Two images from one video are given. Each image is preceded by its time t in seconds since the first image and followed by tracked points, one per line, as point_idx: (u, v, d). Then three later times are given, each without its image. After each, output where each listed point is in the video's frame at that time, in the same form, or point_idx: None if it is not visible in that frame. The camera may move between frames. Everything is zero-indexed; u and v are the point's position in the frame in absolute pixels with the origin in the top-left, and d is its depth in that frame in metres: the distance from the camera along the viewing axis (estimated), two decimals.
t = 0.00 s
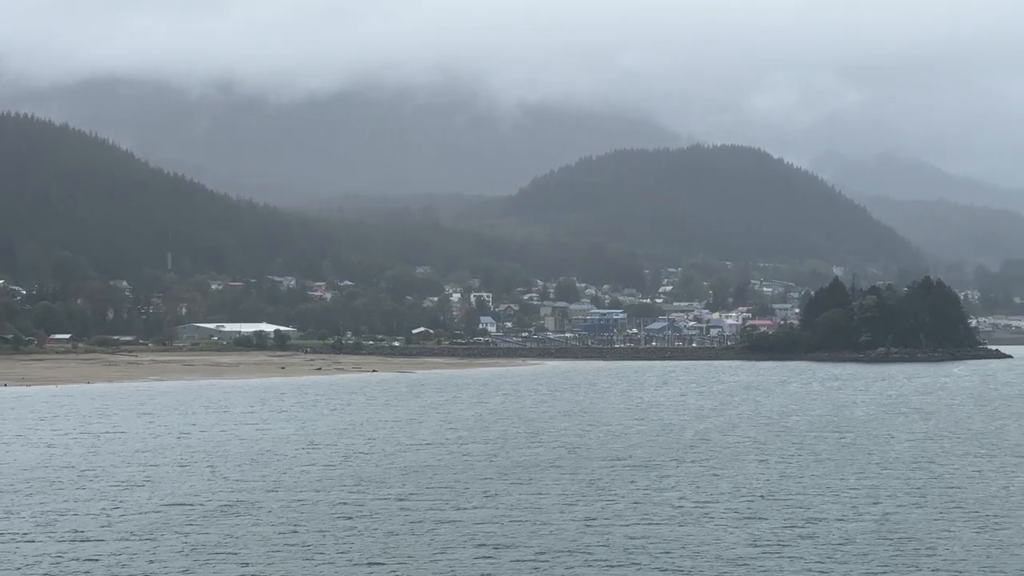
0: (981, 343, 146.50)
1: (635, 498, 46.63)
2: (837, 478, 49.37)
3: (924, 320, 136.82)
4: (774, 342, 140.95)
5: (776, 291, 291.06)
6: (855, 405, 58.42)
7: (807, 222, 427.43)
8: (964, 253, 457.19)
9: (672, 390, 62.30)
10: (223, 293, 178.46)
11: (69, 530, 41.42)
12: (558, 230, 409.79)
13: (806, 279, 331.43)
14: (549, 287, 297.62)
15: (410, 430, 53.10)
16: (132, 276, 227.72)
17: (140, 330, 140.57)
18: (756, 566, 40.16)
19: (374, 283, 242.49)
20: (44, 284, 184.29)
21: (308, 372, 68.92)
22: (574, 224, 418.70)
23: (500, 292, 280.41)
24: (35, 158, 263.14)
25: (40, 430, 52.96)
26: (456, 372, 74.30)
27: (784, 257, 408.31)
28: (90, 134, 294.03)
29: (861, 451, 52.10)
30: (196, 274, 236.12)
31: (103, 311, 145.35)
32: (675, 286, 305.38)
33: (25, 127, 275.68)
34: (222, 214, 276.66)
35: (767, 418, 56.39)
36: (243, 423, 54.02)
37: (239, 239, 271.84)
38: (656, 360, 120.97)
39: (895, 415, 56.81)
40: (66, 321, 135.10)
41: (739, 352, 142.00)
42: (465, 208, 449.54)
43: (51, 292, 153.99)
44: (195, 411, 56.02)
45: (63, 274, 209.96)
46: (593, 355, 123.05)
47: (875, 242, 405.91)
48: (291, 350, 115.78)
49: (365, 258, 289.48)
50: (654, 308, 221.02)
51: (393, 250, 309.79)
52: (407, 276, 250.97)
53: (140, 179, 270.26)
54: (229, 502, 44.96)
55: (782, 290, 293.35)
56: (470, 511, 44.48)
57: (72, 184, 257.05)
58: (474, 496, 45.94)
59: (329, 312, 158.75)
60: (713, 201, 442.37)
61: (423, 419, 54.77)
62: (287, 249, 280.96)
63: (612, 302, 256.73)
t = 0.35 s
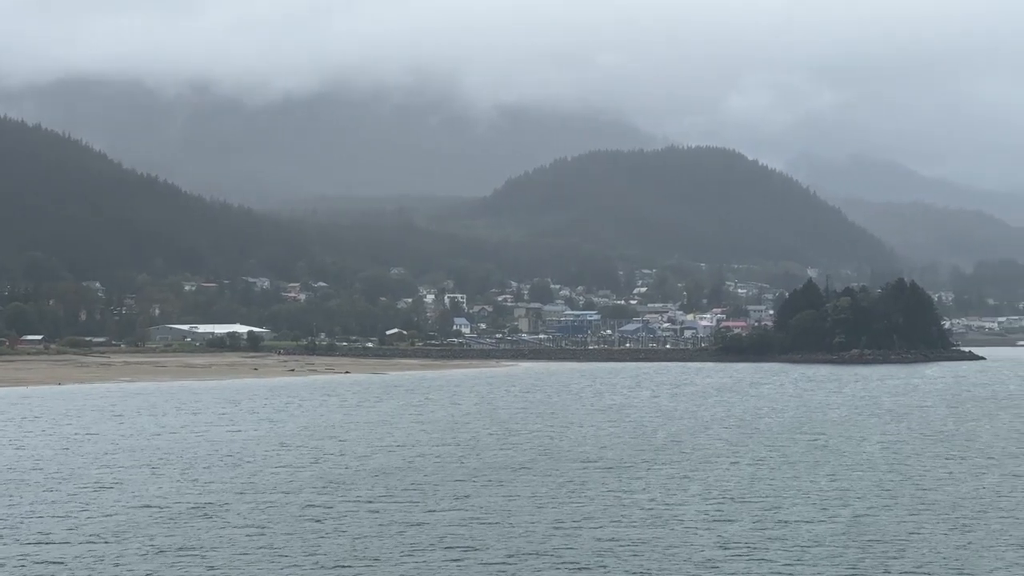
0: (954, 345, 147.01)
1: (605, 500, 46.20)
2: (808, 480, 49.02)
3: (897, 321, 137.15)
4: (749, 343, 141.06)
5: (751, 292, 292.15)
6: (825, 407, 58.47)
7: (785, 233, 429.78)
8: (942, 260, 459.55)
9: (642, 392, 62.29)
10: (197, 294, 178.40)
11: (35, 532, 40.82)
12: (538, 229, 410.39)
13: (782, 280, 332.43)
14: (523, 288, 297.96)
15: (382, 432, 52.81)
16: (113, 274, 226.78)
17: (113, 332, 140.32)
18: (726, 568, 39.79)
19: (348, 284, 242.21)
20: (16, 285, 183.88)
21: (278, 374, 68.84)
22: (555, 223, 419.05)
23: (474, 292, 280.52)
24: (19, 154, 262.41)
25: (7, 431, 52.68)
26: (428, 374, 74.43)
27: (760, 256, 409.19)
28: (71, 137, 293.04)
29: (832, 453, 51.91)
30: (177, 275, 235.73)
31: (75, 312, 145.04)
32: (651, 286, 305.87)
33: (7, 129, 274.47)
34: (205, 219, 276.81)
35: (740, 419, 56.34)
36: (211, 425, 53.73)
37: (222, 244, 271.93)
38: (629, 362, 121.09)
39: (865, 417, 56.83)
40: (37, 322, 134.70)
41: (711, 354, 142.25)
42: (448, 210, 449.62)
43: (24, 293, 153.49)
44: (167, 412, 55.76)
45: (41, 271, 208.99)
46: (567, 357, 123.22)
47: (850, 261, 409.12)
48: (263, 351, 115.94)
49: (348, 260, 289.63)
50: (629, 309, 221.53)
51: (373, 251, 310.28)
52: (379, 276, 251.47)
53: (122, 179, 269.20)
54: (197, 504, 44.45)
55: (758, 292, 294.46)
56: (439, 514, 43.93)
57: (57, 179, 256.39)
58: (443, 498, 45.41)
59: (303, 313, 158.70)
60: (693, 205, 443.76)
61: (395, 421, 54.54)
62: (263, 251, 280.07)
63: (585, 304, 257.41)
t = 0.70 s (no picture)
0: (928, 346, 147.28)
1: (577, 500, 45.64)
2: (780, 481, 48.80)
3: (871, 322, 136.90)
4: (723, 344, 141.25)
5: (726, 293, 293.15)
6: (797, 407, 58.53)
7: (759, 236, 429.80)
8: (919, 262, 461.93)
9: (614, 391, 62.39)
10: (170, 294, 177.79)
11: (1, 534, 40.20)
12: (514, 232, 409.95)
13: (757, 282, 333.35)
14: (498, 288, 298.00)
15: (355, 433, 52.42)
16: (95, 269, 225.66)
17: (86, 331, 139.68)
18: (699, 567, 39.27)
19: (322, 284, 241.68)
20: None
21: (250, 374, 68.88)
22: (532, 224, 418.26)
23: (448, 292, 280.24)
24: (5, 140, 260.90)
25: None
26: (400, 374, 74.54)
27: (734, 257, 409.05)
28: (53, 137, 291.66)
29: (803, 454, 51.72)
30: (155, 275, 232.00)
31: (48, 313, 144.23)
32: (626, 286, 306.26)
33: None
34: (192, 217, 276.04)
35: (714, 419, 56.35)
36: (182, 426, 53.46)
37: (206, 242, 271.05)
38: (603, 361, 121.16)
39: (837, 418, 56.87)
40: (9, 322, 134.05)
41: (685, 354, 142.57)
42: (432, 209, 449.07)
43: None
44: (139, 413, 55.54)
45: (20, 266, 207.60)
46: (542, 357, 123.24)
47: (824, 264, 409.63)
48: (237, 351, 115.90)
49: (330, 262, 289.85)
50: (603, 309, 221.91)
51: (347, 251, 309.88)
52: (351, 277, 251.30)
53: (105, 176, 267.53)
54: (166, 506, 43.86)
55: (734, 292, 295.42)
56: (411, 514, 43.21)
57: (44, 167, 254.87)
58: (414, 499, 44.84)
59: (277, 312, 158.33)
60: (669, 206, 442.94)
61: (367, 422, 54.32)
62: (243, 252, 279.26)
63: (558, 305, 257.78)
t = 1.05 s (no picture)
0: (904, 346, 147.56)
1: (550, 500, 44.53)
2: (750, 482, 47.75)
3: (848, 323, 136.95)
4: (699, 345, 141.42)
5: (703, 293, 294.17)
6: (771, 408, 58.50)
7: (737, 235, 429.12)
8: (899, 264, 463.88)
9: (589, 391, 62.49)
10: (145, 294, 177.01)
11: None
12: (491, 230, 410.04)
13: (733, 282, 334.22)
14: (473, 288, 298.17)
15: (328, 435, 51.71)
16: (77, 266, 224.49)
17: (60, 331, 138.98)
18: (680, 565, 38.23)
19: (297, 284, 241.26)
20: None
21: (225, 375, 69.05)
22: (511, 223, 418.15)
23: (424, 290, 280.14)
24: None
25: None
26: (373, 375, 74.74)
27: (710, 257, 408.75)
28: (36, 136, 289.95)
29: (776, 454, 51.05)
30: (132, 275, 229.53)
31: (22, 313, 143.39)
32: (603, 286, 306.73)
33: None
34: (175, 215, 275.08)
35: (689, 420, 56.17)
36: (154, 427, 53.05)
37: (188, 241, 269.98)
38: (578, 361, 121.26)
39: (812, 418, 56.83)
40: None
41: (661, 354, 142.69)
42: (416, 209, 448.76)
43: None
44: (114, 414, 55.23)
45: None
46: (517, 357, 123.33)
47: (800, 264, 409.38)
48: (212, 351, 116.06)
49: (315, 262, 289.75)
50: (578, 310, 222.34)
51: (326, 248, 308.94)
52: (329, 277, 250.99)
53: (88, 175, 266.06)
54: (134, 508, 42.79)
55: (710, 292, 296.33)
56: (384, 514, 42.00)
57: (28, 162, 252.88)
58: (383, 500, 43.46)
59: (253, 312, 158.25)
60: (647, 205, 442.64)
61: (341, 423, 53.86)
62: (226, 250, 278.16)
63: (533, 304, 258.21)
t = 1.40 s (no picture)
0: (881, 346, 148.24)
1: (527, 501, 43.85)
2: (726, 482, 47.14)
3: (825, 323, 137.60)
4: (677, 346, 141.68)
5: (681, 294, 294.99)
6: (746, 408, 58.67)
7: (718, 238, 428.92)
8: (879, 266, 465.83)
9: (562, 392, 62.47)
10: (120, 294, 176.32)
11: None
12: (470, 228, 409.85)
13: (712, 282, 334.95)
14: (450, 288, 298.37)
15: (302, 437, 51.22)
16: (59, 267, 223.52)
17: (36, 331, 138.25)
18: (660, 566, 37.57)
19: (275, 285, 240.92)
20: None
21: (200, 376, 69.12)
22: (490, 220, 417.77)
23: (402, 291, 280.14)
24: None
25: None
26: (349, 375, 74.89)
27: (689, 258, 408.37)
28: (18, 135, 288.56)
29: (750, 455, 50.66)
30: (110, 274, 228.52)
31: None
32: (581, 286, 307.05)
33: None
34: (161, 215, 274.70)
35: (665, 421, 56.07)
36: (128, 428, 52.64)
37: (172, 240, 269.04)
38: (555, 361, 121.43)
39: (788, 418, 57.02)
40: None
41: (637, 355, 142.86)
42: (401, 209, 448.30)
43: None
44: (87, 414, 54.96)
45: None
46: (494, 356, 123.44)
47: (780, 265, 410.67)
48: (188, 351, 115.87)
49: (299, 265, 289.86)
50: (557, 310, 222.70)
51: (309, 248, 308.73)
52: (307, 276, 250.73)
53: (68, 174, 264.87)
54: (104, 506, 41.85)
55: (687, 292, 297.24)
56: (357, 514, 41.23)
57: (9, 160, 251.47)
58: (356, 501, 42.56)
59: (229, 312, 157.93)
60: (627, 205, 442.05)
61: (316, 424, 53.56)
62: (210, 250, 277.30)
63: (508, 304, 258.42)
